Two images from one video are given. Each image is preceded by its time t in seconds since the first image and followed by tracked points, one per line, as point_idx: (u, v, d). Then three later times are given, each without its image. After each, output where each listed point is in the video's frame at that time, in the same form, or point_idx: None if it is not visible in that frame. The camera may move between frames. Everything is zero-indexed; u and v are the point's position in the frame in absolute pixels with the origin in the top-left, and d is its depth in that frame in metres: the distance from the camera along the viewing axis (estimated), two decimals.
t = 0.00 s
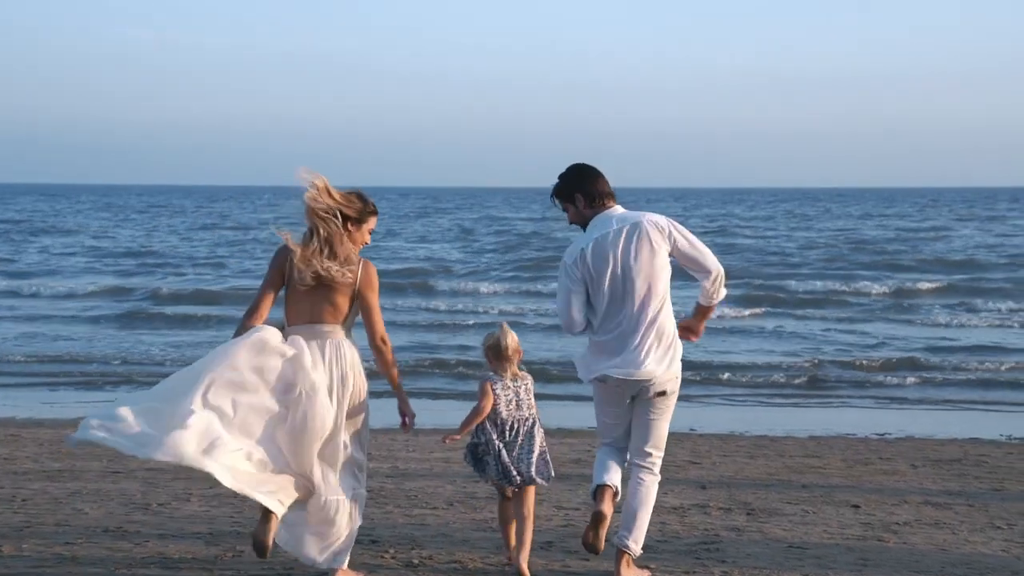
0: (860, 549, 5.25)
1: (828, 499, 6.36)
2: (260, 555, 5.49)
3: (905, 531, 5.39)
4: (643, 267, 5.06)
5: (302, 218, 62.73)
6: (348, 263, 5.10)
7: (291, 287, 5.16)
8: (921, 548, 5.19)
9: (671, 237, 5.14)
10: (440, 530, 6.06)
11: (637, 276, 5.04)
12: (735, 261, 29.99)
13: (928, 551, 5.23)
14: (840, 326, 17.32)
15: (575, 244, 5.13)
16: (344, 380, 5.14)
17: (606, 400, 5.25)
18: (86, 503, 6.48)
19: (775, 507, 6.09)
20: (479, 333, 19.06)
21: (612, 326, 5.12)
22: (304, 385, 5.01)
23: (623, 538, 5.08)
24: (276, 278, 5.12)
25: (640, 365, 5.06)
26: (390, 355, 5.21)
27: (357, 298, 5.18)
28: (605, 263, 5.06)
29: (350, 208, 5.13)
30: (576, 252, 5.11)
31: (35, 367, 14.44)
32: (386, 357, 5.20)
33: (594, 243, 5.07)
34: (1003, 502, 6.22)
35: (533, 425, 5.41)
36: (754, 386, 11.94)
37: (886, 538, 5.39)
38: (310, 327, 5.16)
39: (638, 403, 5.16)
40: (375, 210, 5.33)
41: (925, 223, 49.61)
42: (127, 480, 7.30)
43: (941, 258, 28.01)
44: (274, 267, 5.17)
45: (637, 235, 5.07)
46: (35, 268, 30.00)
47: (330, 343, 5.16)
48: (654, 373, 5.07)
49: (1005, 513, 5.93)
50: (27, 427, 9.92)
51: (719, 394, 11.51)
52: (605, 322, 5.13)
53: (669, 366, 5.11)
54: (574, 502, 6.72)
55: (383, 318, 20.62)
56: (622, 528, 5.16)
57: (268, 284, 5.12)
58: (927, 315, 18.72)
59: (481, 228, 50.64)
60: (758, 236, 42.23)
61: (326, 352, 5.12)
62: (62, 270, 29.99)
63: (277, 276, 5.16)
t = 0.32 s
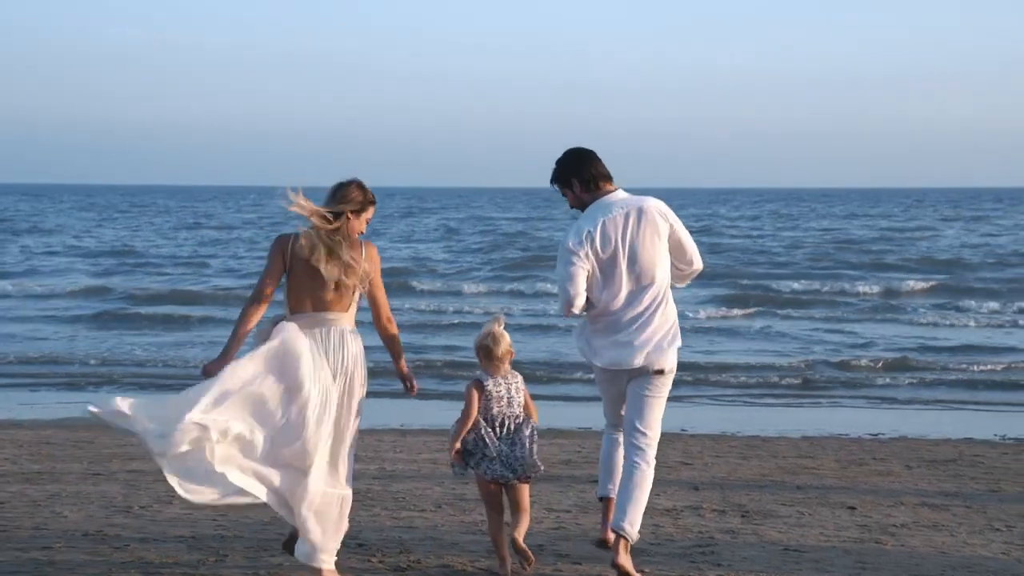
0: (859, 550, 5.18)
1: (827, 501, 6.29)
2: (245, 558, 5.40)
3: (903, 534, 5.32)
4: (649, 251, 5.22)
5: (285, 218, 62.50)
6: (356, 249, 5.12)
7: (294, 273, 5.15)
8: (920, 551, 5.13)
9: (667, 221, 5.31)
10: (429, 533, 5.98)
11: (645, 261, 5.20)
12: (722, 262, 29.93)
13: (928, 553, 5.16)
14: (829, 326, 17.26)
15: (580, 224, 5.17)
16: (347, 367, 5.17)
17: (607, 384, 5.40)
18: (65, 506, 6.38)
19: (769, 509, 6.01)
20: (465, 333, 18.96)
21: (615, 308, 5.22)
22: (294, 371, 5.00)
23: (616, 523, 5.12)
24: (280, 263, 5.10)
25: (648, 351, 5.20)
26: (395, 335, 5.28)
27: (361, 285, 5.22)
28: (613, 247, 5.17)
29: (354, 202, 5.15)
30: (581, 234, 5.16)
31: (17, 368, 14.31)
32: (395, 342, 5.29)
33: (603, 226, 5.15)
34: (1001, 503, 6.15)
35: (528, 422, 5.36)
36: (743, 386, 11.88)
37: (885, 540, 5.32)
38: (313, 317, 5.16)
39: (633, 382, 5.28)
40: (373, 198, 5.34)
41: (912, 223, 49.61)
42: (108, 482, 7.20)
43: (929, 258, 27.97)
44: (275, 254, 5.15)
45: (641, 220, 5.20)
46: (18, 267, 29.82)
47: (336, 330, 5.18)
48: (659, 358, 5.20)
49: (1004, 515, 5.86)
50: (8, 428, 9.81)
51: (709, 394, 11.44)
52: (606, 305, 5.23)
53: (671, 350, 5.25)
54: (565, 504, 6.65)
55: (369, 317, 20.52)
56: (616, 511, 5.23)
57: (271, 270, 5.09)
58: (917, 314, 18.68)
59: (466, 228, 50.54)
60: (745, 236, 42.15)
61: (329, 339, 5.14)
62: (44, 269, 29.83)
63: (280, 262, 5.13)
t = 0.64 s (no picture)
0: (858, 554, 5.10)
1: (824, 503, 6.22)
2: (230, 563, 5.30)
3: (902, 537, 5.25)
4: (649, 238, 5.32)
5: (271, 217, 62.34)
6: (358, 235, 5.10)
7: (295, 258, 5.12)
8: (920, 555, 5.05)
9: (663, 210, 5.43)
10: (418, 538, 5.89)
11: (647, 246, 5.29)
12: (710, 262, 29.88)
13: (928, 556, 5.09)
14: (817, 326, 17.22)
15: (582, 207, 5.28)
16: (352, 353, 5.19)
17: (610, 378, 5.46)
18: (45, 510, 6.28)
19: (766, 512, 5.94)
20: (452, 333, 18.88)
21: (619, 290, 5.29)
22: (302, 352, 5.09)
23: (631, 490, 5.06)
24: (278, 249, 5.05)
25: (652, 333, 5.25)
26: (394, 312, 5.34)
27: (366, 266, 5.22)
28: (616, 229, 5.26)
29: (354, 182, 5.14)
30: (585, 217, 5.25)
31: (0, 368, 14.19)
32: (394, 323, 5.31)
33: (605, 209, 5.25)
34: (1000, 505, 6.09)
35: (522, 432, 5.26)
36: (734, 387, 11.82)
37: (883, 544, 5.25)
38: (320, 301, 5.16)
39: (634, 367, 5.33)
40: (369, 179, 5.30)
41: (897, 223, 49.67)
42: (90, 485, 7.11)
43: (916, 257, 27.96)
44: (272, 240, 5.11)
45: (641, 205, 5.32)
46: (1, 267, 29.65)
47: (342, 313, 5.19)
48: (662, 341, 5.25)
49: (1003, 518, 5.79)
50: None
51: (698, 394, 11.37)
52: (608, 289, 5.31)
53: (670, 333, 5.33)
54: (557, 506, 6.58)
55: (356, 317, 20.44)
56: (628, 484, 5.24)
57: (270, 257, 5.04)
58: (905, 314, 18.65)
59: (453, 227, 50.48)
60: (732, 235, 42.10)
61: (337, 324, 5.16)
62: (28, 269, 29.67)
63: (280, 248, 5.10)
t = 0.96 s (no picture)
0: (859, 557, 5.03)
1: (823, 505, 6.16)
2: (216, 568, 5.21)
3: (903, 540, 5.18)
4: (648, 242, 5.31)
5: (256, 215, 62.05)
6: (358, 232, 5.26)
7: (296, 253, 5.27)
8: (923, 559, 4.99)
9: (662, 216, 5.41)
10: (410, 541, 5.81)
11: (646, 250, 5.29)
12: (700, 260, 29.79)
13: (930, 560, 5.02)
14: (809, 326, 17.14)
15: (581, 211, 5.24)
16: (354, 344, 5.34)
17: (608, 384, 5.42)
18: (27, 513, 6.18)
19: (763, 514, 5.87)
20: (441, 333, 18.76)
21: (617, 294, 5.27)
22: (308, 345, 5.25)
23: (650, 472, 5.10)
24: (278, 246, 5.17)
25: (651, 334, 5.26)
26: (390, 309, 5.49)
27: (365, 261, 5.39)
28: (616, 232, 5.24)
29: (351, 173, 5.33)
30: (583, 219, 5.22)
31: None
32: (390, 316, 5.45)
33: (606, 213, 5.22)
34: (1001, 507, 6.03)
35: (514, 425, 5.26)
36: (727, 387, 11.74)
37: (885, 547, 5.18)
38: (321, 295, 5.30)
39: (635, 373, 5.33)
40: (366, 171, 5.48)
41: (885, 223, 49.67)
42: (73, 487, 7.00)
43: (905, 256, 27.92)
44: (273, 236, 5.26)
45: (640, 208, 5.28)
46: None
47: (342, 307, 5.34)
48: (662, 345, 5.26)
49: (1004, 520, 5.74)
50: None
51: (691, 395, 11.29)
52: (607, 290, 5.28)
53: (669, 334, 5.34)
54: (550, 509, 6.50)
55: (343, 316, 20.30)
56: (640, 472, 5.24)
57: (271, 255, 5.16)
58: (896, 313, 18.61)
59: (440, 226, 50.32)
60: (721, 235, 42.00)
61: (336, 318, 5.31)
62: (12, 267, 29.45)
63: (280, 245, 5.24)
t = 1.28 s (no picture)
0: (860, 561, 4.96)
1: (820, 507, 6.09)
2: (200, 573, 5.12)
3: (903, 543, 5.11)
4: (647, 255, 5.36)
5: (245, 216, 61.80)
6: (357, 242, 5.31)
7: (293, 260, 5.35)
8: (924, 562, 4.92)
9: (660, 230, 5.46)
10: (400, 545, 5.72)
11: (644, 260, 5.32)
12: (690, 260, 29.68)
13: (932, 563, 4.96)
14: (800, 327, 17.05)
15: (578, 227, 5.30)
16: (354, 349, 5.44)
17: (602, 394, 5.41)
18: (8, 517, 6.09)
19: (759, 517, 5.80)
20: (430, 334, 18.66)
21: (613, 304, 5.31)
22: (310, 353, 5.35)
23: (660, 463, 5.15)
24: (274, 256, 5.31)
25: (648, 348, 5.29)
26: (387, 319, 5.50)
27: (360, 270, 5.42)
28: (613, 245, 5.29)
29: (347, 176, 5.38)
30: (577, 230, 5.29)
31: None
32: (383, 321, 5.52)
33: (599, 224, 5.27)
34: (1001, 510, 5.96)
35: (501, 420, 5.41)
36: (718, 389, 11.66)
37: (885, 551, 5.11)
38: (317, 302, 5.40)
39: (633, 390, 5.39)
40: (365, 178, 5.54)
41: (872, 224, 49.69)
42: (55, 490, 6.90)
43: (894, 256, 27.89)
44: (272, 243, 5.36)
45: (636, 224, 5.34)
46: None
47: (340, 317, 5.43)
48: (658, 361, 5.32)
49: (1005, 523, 5.67)
50: None
51: (683, 396, 11.21)
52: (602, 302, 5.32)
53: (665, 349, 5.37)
54: (541, 512, 6.42)
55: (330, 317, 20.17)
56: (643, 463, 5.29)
57: (267, 264, 5.32)
58: (886, 314, 18.56)
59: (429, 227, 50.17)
60: (711, 236, 41.89)
61: (331, 325, 5.40)
62: None
63: (276, 253, 5.34)
